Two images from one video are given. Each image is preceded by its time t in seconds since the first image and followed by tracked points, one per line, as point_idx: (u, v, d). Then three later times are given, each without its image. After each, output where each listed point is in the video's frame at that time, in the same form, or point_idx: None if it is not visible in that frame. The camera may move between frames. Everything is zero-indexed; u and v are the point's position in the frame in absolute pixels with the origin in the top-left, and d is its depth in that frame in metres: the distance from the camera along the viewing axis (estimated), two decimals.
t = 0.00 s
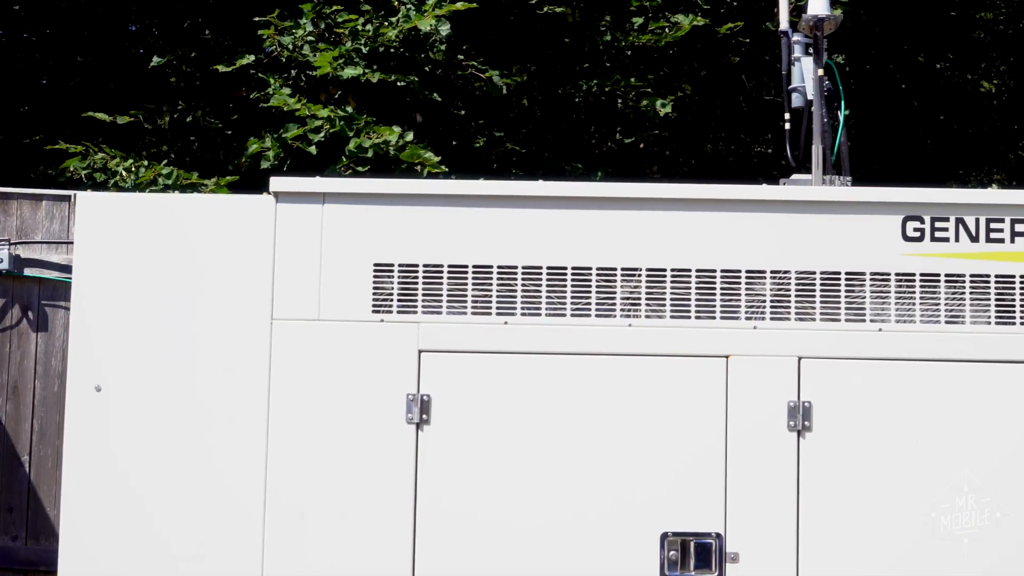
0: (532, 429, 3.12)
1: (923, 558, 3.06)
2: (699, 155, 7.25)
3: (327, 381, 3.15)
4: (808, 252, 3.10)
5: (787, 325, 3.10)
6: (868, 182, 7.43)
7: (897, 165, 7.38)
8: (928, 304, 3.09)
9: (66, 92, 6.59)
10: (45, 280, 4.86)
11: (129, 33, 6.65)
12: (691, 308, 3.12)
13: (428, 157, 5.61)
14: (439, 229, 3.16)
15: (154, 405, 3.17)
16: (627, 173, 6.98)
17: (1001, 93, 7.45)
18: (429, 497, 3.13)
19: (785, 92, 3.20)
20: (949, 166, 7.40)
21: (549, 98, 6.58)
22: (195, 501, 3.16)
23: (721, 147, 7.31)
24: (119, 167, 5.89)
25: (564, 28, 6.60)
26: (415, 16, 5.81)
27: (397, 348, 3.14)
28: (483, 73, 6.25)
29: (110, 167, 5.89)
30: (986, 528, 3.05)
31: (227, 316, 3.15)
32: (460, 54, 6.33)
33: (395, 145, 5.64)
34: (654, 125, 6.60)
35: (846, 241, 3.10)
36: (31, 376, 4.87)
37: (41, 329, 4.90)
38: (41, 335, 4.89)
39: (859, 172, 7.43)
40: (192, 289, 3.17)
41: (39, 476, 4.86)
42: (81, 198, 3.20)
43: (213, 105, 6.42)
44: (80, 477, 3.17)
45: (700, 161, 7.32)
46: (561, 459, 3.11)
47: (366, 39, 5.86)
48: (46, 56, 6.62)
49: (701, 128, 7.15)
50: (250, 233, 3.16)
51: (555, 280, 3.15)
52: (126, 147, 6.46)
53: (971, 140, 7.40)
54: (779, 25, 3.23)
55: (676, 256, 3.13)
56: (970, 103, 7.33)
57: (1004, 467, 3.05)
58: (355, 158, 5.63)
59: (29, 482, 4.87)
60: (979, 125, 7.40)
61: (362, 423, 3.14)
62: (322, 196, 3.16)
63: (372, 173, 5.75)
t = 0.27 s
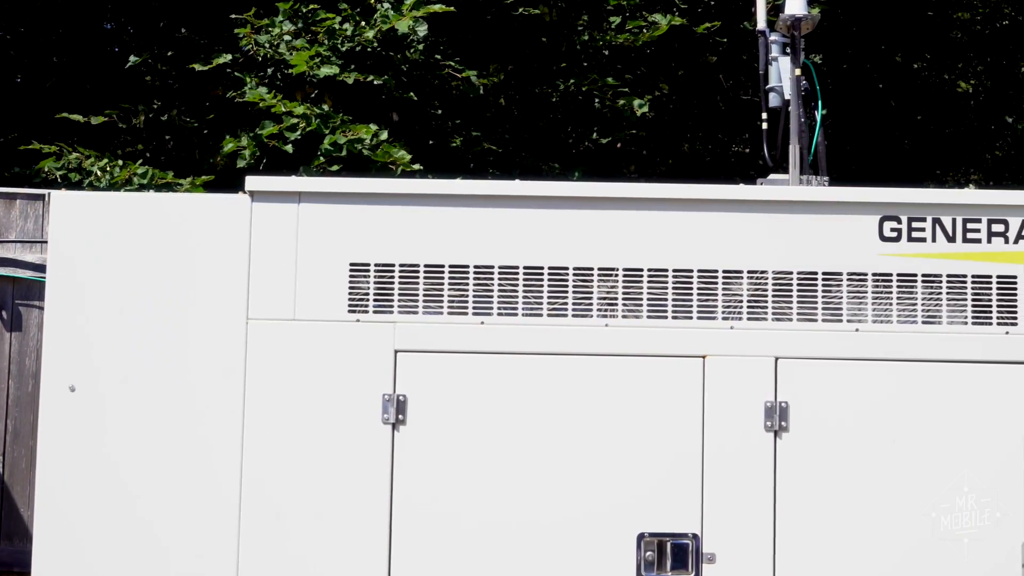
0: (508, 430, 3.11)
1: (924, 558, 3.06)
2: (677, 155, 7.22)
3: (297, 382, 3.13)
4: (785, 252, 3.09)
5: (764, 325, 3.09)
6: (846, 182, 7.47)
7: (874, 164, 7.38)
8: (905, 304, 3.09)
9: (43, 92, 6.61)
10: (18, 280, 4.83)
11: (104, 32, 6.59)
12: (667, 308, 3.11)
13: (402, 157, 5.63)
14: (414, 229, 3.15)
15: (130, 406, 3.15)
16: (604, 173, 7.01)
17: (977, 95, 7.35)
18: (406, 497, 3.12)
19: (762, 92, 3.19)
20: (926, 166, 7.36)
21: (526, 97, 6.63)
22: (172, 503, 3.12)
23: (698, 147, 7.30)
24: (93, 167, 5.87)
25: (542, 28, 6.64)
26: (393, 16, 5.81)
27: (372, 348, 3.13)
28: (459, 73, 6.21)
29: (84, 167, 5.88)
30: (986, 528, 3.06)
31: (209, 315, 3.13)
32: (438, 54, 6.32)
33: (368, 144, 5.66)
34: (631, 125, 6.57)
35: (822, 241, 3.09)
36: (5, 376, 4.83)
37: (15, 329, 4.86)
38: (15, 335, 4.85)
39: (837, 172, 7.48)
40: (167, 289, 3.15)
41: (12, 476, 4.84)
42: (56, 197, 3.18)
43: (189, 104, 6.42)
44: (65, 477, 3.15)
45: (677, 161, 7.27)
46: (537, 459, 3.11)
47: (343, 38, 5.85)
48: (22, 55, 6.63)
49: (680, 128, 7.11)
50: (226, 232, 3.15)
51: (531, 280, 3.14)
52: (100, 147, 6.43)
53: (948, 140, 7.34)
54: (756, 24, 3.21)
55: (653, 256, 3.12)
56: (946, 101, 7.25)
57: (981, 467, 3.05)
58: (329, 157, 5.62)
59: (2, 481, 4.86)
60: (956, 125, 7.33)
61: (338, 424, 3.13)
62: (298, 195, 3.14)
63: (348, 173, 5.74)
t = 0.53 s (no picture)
0: (484, 430, 3.10)
1: (912, 558, 3.05)
2: (654, 155, 7.39)
3: (267, 380, 3.12)
4: (762, 252, 3.09)
5: (741, 325, 3.09)
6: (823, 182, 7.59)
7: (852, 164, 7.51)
8: (883, 304, 3.08)
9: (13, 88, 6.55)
10: None
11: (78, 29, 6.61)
12: (644, 308, 3.11)
13: (378, 155, 5.70)
14: (391, 228, 3.13)
15: (107, 407, 3.13)
16: (581, 172, 7.05)
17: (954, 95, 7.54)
18: (383, 498, 3.11)
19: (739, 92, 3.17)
20: (903, 166, 7.52)
21: (504, 96, 6.63)
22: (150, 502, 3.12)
23: (675, 147, 7.44)
24: (69, 166, 5.86)
25: (519, 27, 6.61)
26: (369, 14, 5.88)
27: (348, 348, 3.11)
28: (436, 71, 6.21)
29: (60, 166, 5.86)
30: (986, 528, 3.05)
31: (189, 313, 3.12)
32: (416, 53, 6.27)
33: (345, 142, 5.71)
34: (609, 125, 6.60)
35: (800, 241, 3.08)
36: None
37: None
38: None
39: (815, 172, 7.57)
40: (143, 287, 3.14)
41: None
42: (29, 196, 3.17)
43: (164, 102, 6.39)
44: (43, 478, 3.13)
45: (654, 160, 7.45)
46: (513, 459, 3.10)
47: (320, 36, 5.92)
48: None
49: (657, 127, 7.27)
50: (201, 231, 3.13)
51: (508, 280, 3.13)
52: (76, 146, 6.46)
53: (926, 140, 7.49)
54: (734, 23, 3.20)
55: (630, 256, 3.11)
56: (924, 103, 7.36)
57: (958, 467, 3.05)
58: (306, 155, 5.68)
59: None
60: (934, 125, 7.48)
61: (314, 424, 3.12)
62: (274, 195, 3.13)
63: (323, 171, 5.82)
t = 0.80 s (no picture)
0: (459, 430, 3.09)
1: (890, 558, 3.05)
2: (630, 155, 7.56)
3: (253, 382, 3.11)
4: (738, 253, 3.09)
5: (716, 325, 3.08)
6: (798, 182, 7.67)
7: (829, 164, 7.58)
8: (858, 304, 3.07)
9: None
10: None
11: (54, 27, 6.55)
12: (619, 308, 3.10)
13: (354, 154, 5.79)
14: (365, 228, 3.12)
15: (80, 408, 3.11)
16: (557, 171, 6.95)
17: (931, 95, 7.65)
18: (357, 498, 3.10)
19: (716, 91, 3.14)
20: (879, 166, 7.58)
21: (479, 96, 6.58)
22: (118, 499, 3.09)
23: (652, 147, 7.61)
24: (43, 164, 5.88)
25: (496, 26, 6.48)
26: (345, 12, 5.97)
27: (322, 347, 3.10)
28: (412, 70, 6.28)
29: (34, 164, 5.87)
30: (986, 528, 3.05)
31: (160, 314, 3.10)
32: (392, 52, 6.35)
33: (322, 141, 5.78)
34: (586, 124, 6.64)
35: (776, 241, 3.08)
36: None
37: None
38: None
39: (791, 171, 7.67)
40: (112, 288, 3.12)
41: None
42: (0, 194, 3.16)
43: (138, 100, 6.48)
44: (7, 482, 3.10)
45: (630, 160, 7.60)
46: (488, 459, 3.09)
47: (295, 35, 5.99)
48: None
49: (631, 128, 7.42)
50: (174, 230, 3.12)
51: (483, 280, 3.12)
52: (49, 142, 6.49)
53: (902, 140, 7.59)
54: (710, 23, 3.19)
55: (605, 256, 3.11)
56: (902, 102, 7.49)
57: (934, 467, 3.05)
58: (282, 155, 5.73)
59: None
60: (910, 125, 7.58)
61: (288, 424, 3.11)
62: (248, 194, 3.12)
63: (299, 170, 5.87)
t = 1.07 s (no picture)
0: (431, 430, 3.08)
1: (862, 559, 3.05)
2: (602, 154, 7.43)
3: (223, 381, 3.10)
4: (710, 253, 3.08)
5: (688, 325, 3.07)
6: (772, 182, 7.62)
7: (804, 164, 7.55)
8: (831, 304, 3.07)
9: None
10: None
11: (23, 25, 6.50)
12: (591, 308, 3.09)
13: (327, 155, 5.78)
14: (336, 227, 3.11)
15: (43, 405, 3.09)
16: (530, 171, 6.87)
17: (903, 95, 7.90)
18: (328, 499, 3.09)
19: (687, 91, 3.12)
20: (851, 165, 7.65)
21: (452, 95, 6.60)
22: (80, 498, 3.07)
23: (625, 147, 7.46)
24: (11, 162, 5.84)
25: (468, 24, 6.53)
26: (318, 11, 5.94)
27: (292, 347, 3.10)
28: (384, 69, 6.24)
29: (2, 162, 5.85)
30: (986, 527, 3.05)
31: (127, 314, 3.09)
32: (363, 50, 6.32)
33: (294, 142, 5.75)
34: (558, 124, 6.56)
35: (748, 241, 3.07)
36: None
37: None
38: None
39: (764, 172, 7.59)
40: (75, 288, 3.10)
41: None
42: None
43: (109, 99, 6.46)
44: None
45: (603, 159, 7.48)
46: (459, 460, 3.08)
47: (268, 35, 5.98)
48: None
49: (604, 128, 7.29)
50: (144, 228, 3.10)
51: (455, 280, 3.11)
52: (18, 140, 6.46)
53: (874, 140, 7.71)
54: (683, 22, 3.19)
55: (577, 256, 3.10)
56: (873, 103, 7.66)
57: (905, 468, 3.05)
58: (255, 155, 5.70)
59: None
60: (882, 126, 7.72)
61: (260, 424, 3.09)
62: (218, 192, 3.10)
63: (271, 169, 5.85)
